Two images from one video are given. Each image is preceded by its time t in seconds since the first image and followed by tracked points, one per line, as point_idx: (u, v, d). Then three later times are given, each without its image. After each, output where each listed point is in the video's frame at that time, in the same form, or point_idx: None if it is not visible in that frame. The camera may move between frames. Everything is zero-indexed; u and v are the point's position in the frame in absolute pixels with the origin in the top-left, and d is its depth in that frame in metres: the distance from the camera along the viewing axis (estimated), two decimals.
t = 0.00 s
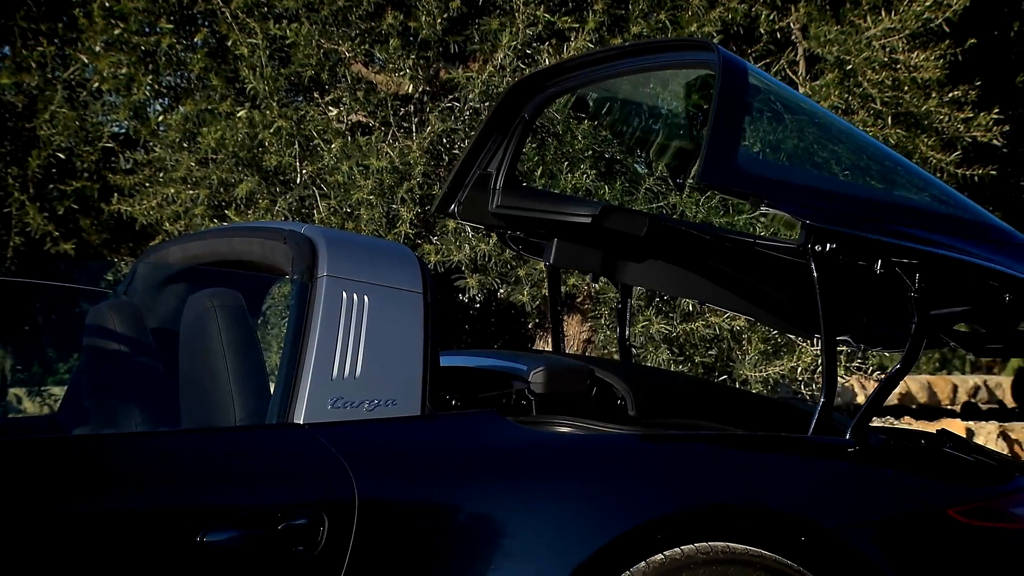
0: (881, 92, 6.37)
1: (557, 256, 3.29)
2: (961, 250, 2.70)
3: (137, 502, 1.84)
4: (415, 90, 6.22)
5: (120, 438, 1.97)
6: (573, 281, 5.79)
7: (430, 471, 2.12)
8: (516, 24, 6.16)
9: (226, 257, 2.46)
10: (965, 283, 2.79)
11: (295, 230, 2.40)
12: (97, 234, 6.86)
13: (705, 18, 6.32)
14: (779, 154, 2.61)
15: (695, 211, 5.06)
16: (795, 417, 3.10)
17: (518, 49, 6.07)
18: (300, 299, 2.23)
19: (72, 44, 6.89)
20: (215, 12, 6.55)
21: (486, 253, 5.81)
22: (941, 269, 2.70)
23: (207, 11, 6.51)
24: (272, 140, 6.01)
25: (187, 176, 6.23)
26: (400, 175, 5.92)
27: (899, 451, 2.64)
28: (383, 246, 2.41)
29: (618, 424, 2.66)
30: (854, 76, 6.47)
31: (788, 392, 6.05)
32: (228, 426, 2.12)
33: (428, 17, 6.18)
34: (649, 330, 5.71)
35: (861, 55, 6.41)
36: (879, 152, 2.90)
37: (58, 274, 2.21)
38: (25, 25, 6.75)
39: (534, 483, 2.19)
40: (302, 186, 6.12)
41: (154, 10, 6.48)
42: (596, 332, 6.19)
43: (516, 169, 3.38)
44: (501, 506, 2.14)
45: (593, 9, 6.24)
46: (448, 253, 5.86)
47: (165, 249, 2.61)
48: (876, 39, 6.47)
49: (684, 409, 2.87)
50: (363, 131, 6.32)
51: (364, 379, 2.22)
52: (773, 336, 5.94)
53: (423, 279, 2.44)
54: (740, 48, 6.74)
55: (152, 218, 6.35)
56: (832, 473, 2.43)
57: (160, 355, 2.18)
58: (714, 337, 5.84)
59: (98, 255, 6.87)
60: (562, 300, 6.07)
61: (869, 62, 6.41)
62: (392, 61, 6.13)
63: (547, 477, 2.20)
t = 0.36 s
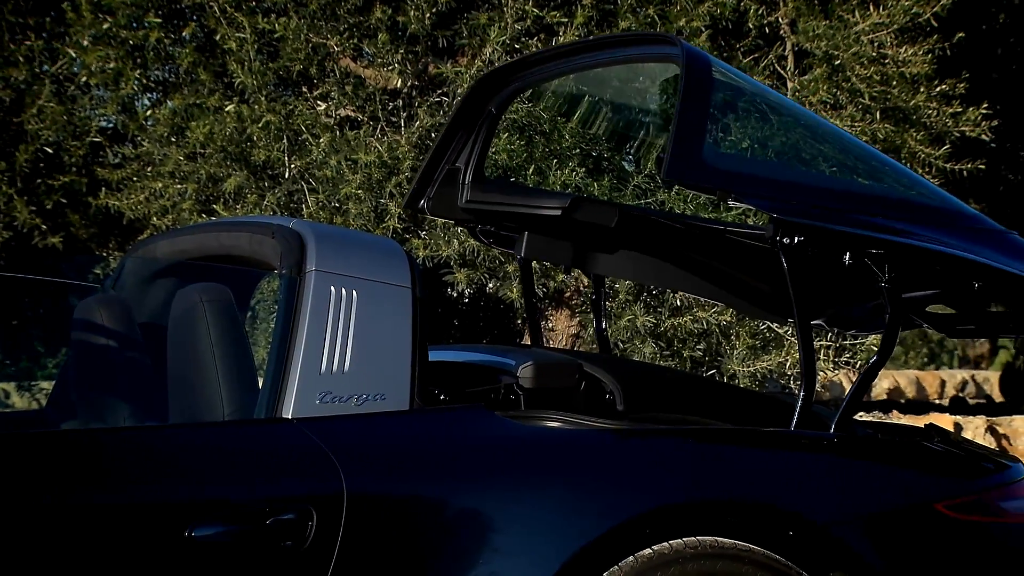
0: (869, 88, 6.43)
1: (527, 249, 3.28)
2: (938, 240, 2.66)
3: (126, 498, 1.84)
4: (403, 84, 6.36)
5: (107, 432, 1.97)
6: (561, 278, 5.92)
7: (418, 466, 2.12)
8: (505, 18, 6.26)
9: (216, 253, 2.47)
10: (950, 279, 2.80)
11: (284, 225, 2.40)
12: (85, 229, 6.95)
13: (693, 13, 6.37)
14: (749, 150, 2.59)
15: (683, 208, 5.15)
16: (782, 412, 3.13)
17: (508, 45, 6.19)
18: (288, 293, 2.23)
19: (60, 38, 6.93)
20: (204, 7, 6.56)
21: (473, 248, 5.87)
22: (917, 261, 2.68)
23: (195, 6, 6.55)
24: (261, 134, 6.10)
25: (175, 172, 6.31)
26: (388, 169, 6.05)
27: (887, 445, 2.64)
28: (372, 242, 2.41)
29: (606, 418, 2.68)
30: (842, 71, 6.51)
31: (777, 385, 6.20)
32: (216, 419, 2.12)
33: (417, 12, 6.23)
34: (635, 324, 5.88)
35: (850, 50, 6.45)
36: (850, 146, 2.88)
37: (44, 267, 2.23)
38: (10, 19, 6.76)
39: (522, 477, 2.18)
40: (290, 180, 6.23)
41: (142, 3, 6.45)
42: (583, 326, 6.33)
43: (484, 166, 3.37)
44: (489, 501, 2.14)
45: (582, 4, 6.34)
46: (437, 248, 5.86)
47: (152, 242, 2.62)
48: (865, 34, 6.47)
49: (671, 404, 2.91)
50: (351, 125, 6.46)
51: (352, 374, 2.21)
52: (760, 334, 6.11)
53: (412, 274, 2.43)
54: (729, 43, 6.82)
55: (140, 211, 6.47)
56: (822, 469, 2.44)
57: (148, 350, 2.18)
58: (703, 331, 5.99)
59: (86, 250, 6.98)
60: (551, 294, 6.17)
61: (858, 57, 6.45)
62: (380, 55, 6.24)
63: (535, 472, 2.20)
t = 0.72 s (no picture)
0: (862, 85, 6.44)
1: (500, 247, 3.23)
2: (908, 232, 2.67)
3: (119, 494, 1.84)
4: (395, 82, 6.46)
5: (99, 429, 1.97)
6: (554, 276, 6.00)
7: (411, 464, 2.12)
8: (498, 17, 6.36)
9: (211, 250, 2.46)
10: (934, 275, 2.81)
11: (278, 223, 2.39)
12: (77, 227, 6.91)
13: (685, 11, 6.46)
14: (719, 148, 2.55)
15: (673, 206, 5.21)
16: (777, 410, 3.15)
17: (500, 42, 6.34)
18: (281, 291, 2.22)
19: (52, 36, 6.98)
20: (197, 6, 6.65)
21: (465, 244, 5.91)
22: (892, 256, 2.68)
23: (188, 4, 6.64)
24: (254, 132, 6.18)
25: (168, 169, 6.35)
26: (382, 167, 6.11)
27: (880, 443, 2.64)
28: (365, 239, 2.41)
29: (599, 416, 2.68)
30: (835, 69, 6.54)
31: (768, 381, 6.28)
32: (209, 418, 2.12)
33: (409, 9, 6.33)
34: (632, 324, 5.99)
35: (842, 48, 6.49)
36: (813, 138, 2.88)
37: (38, 265, 2.23)
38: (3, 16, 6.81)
39: (514, 475, 2.18)
40: (283, 178, 6.29)
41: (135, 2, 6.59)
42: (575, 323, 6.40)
43: (455, 164, 3.32)
44: (482, 498, 2.14)
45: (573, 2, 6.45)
46: (430, 245, 5.88)
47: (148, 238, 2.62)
48: (858, 32, 6.50)
49: (669, 401, 2.91)
50: (344, 123, 6.55)
51: (345, 372, 2.21)
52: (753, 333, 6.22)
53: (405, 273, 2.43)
54: (720, 41, 6.90)
55: (132, 209, 6.48)
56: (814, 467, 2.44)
57: (141, 348, 2.19)
58: (696, 330, 6.07)
59: (79, 249, 6.95)
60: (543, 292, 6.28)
61: (850, 55, 6.48)
62: (373, 53, 6.34)
63: (527, 469, 2.20)
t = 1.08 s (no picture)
0: (855, 85, 6.46)
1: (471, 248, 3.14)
2: (872, 231, 2.67)
3: (114, 493, 1.84)
4: (389, 81, 6.49)
5: (92, 428, 1.96)
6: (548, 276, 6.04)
7: (404, 463, 2.12)
8: (492, 16, 6.42)
9: (203, 248, 2.47)
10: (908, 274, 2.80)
11: (271, 223, 2.38)
12: (71, 225, 6.99)
13: (679, 11, 6.55)
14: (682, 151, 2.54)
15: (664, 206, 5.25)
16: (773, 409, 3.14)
17: (493, 41, 6.39)
18: (274, 290, 2.22)
19: (45, 35, 7.01)
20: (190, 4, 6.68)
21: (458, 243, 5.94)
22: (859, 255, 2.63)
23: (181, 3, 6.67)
24: (247, 132, 6.19)
25: (161, 167, 6.37)
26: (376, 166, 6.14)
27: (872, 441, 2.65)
28: (358, 238, 2.41)
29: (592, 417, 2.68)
30: (829, 68, 6.55)
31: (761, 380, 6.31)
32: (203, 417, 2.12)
33: (403, 9, 6.39)
34: (621, 321, 5.99)
35: (835, 47, 6.51)
36: (794, 145, 2.90)
37: (33, 267, 2.21)
38: None
39: (507, 473, 2.19)
40: (276, 177, 6.28)
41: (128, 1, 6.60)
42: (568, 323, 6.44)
43: (423, 168, 3.30)
44: (476, 497, 2.14)
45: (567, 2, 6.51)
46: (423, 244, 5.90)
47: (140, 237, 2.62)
48: (851, 31, 6.52)
49: (664, 400, 2.92)
50: (338, 122, 6.54)
51: (339, 371, 2.22)
52: (746, 332, 6.28)
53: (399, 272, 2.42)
54: (714, 39, 6.94)
55: (126, 208, 6.51)
56: (808, 466, 2.44)
57: (134, 347, 2.18)
58: (690, 329, 6.12)
59: (73, 246, 7.02)
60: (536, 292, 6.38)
61: (844, 54, 6.49)
62: (366, 52, 6.38)
63: (520, 468, 2.20)
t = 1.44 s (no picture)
0: (852, 84, 6.46)
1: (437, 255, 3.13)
2: (839, 234, 2.67)
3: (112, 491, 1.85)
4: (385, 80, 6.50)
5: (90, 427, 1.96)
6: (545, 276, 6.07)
7: (401, 463, 2.12)
8: (488, 16, 6.44)
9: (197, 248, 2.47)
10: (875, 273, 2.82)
11: (266, 222, 2.38)
12: (67, 225, 7.01)
13: (675, 10, 6.60)
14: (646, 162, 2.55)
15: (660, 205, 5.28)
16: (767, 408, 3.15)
17: (489, 40, 6.41)
18: (271, 290, 2.23)
19: (41, 34, 7.02)
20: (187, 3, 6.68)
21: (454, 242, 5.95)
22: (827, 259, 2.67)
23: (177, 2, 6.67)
24: (243, 131, 6.19)
25: (157, 166, 6.37)
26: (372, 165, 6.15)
27: (868, 442, 2.65)
28: (354, 238, 2.41)
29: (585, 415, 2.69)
30: (825, 67, 6.57)
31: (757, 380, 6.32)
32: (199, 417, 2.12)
33: (399, 9, 6.41)
34: (620, 322, 6.05)
35: (831, 47, 6.53)
36: (756, 148, 2.90)
37: (26, 264, 2.14)
38: None
39: (503, 473, 2.19)
40: (272, 177, 6.27)
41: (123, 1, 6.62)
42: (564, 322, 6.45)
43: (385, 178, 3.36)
44: (472, 497, 2.14)
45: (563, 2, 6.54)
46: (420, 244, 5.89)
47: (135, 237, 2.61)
48: (847, 30, 6.55)
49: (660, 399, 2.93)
50: (334, 122, 6.53)
51: (335, 371, 2.22)
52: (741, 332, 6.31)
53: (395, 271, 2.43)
54: (710, 39, 6.97)
55: (122, 207, 6.50)
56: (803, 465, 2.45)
57: (130, 347, 2.16)
58: (686, 328, 6.16)
59: (69, 245, 7.04)
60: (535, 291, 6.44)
61: (840, 54, 6.51)
62: (363, 52, 6.40)
63: (516, 469, 2.20)
